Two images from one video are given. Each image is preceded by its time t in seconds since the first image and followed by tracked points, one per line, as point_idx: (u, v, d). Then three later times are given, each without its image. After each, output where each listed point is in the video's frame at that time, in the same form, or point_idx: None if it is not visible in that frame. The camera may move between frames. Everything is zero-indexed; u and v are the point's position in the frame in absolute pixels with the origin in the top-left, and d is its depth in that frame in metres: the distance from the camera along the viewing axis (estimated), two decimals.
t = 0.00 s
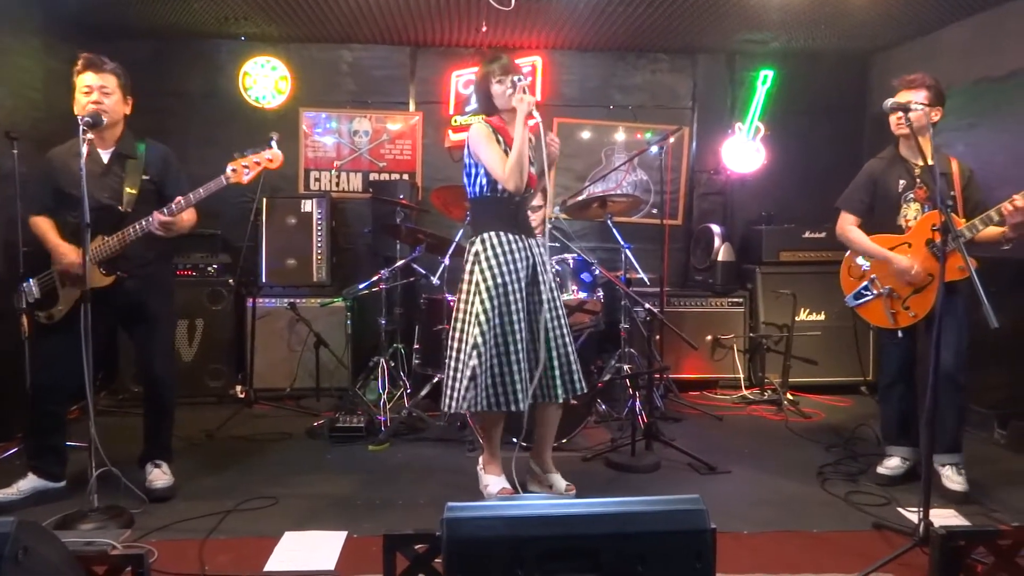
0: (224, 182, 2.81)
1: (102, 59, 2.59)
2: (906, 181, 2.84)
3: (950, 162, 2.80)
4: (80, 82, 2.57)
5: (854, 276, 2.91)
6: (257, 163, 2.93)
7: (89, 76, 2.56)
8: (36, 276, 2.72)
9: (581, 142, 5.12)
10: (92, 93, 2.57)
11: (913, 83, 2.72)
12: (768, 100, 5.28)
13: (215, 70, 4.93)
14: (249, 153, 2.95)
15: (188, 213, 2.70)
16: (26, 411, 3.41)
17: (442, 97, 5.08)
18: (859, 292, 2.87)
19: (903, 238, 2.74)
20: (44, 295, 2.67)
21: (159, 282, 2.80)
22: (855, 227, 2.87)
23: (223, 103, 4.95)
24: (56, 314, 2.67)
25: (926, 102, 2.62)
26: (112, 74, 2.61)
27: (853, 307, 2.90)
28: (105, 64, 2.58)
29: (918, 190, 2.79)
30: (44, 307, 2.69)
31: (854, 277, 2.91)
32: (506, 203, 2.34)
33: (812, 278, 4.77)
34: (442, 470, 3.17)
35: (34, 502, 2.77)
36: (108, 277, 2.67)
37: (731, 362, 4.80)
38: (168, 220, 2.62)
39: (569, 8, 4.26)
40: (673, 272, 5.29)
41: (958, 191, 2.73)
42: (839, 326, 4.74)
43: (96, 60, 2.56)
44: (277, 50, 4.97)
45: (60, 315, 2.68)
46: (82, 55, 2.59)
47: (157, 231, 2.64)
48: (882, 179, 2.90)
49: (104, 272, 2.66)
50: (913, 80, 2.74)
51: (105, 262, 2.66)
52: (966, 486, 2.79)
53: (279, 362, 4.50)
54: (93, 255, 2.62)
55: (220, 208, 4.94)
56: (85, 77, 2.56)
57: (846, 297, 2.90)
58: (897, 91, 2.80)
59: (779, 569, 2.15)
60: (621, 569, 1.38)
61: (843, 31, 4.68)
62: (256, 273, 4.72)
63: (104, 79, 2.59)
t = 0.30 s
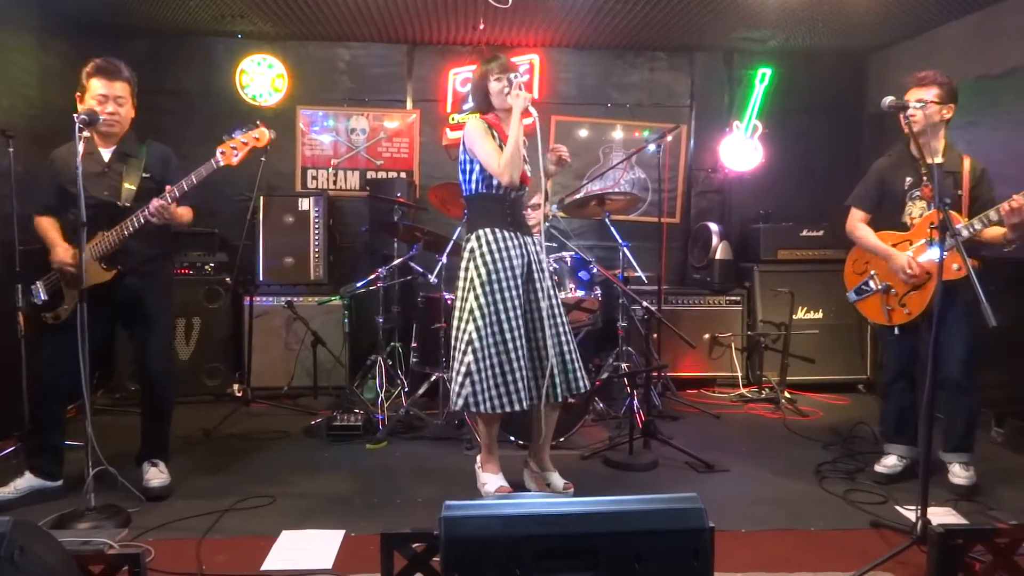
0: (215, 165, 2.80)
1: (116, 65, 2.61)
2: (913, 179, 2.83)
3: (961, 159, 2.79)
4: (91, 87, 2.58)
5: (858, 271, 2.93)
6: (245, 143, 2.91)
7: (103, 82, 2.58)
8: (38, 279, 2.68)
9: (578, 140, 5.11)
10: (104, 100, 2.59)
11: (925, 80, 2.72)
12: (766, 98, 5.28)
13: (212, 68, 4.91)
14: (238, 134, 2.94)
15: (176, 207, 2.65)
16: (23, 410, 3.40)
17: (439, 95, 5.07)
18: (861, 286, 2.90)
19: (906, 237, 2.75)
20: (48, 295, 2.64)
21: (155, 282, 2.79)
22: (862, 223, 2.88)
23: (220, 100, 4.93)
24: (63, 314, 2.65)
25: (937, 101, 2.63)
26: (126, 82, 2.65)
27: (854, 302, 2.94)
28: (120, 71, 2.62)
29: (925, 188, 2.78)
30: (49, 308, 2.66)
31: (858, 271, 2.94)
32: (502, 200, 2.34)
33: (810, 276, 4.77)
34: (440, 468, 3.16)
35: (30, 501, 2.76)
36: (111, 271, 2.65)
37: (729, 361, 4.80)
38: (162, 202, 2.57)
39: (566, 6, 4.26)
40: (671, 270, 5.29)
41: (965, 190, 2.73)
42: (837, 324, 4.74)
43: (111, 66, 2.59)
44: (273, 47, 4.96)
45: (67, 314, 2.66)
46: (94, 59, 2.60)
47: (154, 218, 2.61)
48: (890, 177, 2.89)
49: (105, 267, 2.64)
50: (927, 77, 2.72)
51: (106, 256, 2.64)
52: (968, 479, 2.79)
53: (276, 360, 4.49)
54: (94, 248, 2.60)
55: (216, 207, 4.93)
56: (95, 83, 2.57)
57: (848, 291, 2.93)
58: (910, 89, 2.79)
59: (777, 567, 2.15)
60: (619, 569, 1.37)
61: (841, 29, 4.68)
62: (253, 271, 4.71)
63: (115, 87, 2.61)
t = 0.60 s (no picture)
0: (229, 165, 2.82)
1: (129, 66, 2.62)
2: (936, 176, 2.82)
3: (987, 157, 2.76)
4: (104, 90, 2.60)
5: (876, 263, 2.96)
6: (258, 144, 2.93)
7: (115, 84, 2.59)
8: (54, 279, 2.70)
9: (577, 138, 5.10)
10: (117, 104, 2.62)
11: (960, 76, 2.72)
12: (765, 96, 5.27)
13: (211, 65, 4.90)
14: (251, 134, 2.95)
15: (203, 196, 2.70)
16: (21, 408, 3.40)
17: (438, 93, 5.07)
18: (875, 279, 2.93)
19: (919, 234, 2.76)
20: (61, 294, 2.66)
21: (156, 280, 2.78)
22: (884, 217, 2.88)
23: (218, 98, 4.92)
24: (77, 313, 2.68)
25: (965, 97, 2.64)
26: (138, 83, 2.66)
27: (868, 292, 2.98)
28: (132, 71, 2.62)
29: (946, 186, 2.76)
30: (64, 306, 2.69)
31: (876, 264, 2.96)
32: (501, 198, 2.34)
33: (809, 274, 4.77)
34: (439, 466, 3.16)
35: (29, 499, 2.76)
36: (126, 271, 2.68)
37: (728, 359, 4.80)
38: (192, 190, 2.62)
39: (565, 4, 4.25)
40: (670, 268, 5.29)
41: (982, 189, 2.71)
42: (836, 322, 4.74)
43: (123, 68, 2.59)
44: (272, 45, 4.94)
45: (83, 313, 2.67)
46: (108, 60, 2.60)
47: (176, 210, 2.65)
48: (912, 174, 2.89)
49: (120, 267, 2.66)
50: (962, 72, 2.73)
51: (122, 254, 2.67)
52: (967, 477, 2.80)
53: (274, 359, 4.49)
54: (109, 247, 2.64)
55: (215, 205, 4.92)
56: (108, 85, 2.59)
57: (863, 283, 2.98)
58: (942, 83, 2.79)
59: (777, 565, 2.15)
60: (618, 567, 1.37)
61: (840, 27, 4.67)
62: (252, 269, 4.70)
63: (128, 89, 2.62)
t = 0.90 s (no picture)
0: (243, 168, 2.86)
1: (140, 67, 2.65)
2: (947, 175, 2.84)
3: (999, 159, 2.70)
4: (113, 89, 2.62)
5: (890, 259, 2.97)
6: (273, 149, 2.98)
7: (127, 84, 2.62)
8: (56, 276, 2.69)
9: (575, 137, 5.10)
10: (125, 104, 2.64)
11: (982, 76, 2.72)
12: (762, 96, 5.27)
13: (209, 65, 4.89)
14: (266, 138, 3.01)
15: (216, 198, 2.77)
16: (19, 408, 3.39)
17: (436, 92, 5.06)
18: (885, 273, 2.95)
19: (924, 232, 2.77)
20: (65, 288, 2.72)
21: (155, 280, 2.77)
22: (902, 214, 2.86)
23: (216, 98, 4.91)
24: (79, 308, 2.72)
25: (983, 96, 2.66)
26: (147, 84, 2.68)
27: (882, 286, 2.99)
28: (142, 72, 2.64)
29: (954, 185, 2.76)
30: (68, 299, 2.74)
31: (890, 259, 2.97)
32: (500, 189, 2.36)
33: (806, 273, 4.77)
34: (437, 466, 3.16)
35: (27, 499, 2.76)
36: (131, 269, 2.69)
37: (726, 358, 4.80)
38: (208, 191, 2.70)
39: (563, 3, 4.24)
40: (668, 268, 5.29)
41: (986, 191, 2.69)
42: (834, 321, 4.75)
43: (134, 70, 2.62)
44: (270, 44, 4.94)
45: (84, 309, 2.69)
46: (117, 61, 2.63)
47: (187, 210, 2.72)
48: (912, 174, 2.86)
49: (125, 264, 2.68)
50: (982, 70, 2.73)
51: (127, 253, 2.69)
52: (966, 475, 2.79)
53: (273, 358, 4.48)
54: (114, 245, 2.67)
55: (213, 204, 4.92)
56: (117, 85, 2.61)
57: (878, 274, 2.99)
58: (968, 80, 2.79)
59: (775, 564, 2.15)
60: (617, 567, 1.37)
61: (837, 26, 4.68)
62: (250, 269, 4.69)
63: (137, 90, 2.64)
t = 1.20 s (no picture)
0: (234, 166, 2.87)
1: (131, 63, 2.68)
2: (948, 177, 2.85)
3: (999, 159, 2.70)
4: (106, 84, 2.62)
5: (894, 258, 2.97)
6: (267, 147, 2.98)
7: (120, 78, 2.62)
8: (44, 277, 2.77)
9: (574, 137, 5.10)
10: (119, 97, 2.63)
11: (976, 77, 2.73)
12: (761, 96, 5.27)
13: (206, 65, 4.89)
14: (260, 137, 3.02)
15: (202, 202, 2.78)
16: (16, 408, 3.38)
17: (435, 92, 5.06)
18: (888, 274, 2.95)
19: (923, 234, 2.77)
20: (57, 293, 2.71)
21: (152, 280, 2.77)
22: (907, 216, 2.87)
23: (214, 98, 4.90)
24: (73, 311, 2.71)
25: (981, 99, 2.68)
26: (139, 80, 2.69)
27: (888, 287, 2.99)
28: (132, 68, 2.65)
29: (955, 186, 2.77)
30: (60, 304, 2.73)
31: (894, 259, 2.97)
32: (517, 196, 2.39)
33: (805, 273, 4.77)
34: (436, 466, 3.16)
35: (24, 499, 2.75)
36: (126, 268, 2.69)
37: (724, 358, 4.80)
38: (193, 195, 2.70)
39: (561, 3, 4.24)
40: (666, 268, 5.30)
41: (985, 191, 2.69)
42: (832, 321, 4.75)
43: (126, 65, 2.65)
44: (268, 44, 4.93)
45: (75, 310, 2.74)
46: (109, 56, 2.65)
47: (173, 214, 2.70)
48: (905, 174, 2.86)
49: (120, 264, 2.68)
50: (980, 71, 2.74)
51: (118, 253, 2.69)
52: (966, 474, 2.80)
53: (271, 358, 4.47)
54: (103, 245, 2.66)
55: (211, 204, 4.91)
56: (110, 79, 2.61)
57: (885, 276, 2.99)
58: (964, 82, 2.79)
59: (774, 564, 2.15)
60: (616, 567, 1.37)
61: (836, 26, 4.68)
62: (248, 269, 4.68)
63: (129, 84, 2.65)
